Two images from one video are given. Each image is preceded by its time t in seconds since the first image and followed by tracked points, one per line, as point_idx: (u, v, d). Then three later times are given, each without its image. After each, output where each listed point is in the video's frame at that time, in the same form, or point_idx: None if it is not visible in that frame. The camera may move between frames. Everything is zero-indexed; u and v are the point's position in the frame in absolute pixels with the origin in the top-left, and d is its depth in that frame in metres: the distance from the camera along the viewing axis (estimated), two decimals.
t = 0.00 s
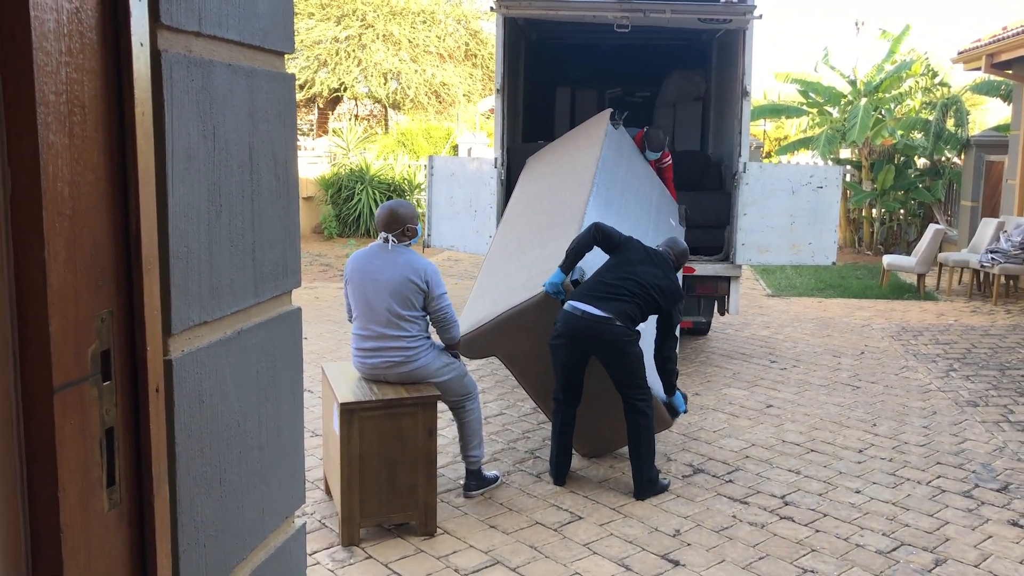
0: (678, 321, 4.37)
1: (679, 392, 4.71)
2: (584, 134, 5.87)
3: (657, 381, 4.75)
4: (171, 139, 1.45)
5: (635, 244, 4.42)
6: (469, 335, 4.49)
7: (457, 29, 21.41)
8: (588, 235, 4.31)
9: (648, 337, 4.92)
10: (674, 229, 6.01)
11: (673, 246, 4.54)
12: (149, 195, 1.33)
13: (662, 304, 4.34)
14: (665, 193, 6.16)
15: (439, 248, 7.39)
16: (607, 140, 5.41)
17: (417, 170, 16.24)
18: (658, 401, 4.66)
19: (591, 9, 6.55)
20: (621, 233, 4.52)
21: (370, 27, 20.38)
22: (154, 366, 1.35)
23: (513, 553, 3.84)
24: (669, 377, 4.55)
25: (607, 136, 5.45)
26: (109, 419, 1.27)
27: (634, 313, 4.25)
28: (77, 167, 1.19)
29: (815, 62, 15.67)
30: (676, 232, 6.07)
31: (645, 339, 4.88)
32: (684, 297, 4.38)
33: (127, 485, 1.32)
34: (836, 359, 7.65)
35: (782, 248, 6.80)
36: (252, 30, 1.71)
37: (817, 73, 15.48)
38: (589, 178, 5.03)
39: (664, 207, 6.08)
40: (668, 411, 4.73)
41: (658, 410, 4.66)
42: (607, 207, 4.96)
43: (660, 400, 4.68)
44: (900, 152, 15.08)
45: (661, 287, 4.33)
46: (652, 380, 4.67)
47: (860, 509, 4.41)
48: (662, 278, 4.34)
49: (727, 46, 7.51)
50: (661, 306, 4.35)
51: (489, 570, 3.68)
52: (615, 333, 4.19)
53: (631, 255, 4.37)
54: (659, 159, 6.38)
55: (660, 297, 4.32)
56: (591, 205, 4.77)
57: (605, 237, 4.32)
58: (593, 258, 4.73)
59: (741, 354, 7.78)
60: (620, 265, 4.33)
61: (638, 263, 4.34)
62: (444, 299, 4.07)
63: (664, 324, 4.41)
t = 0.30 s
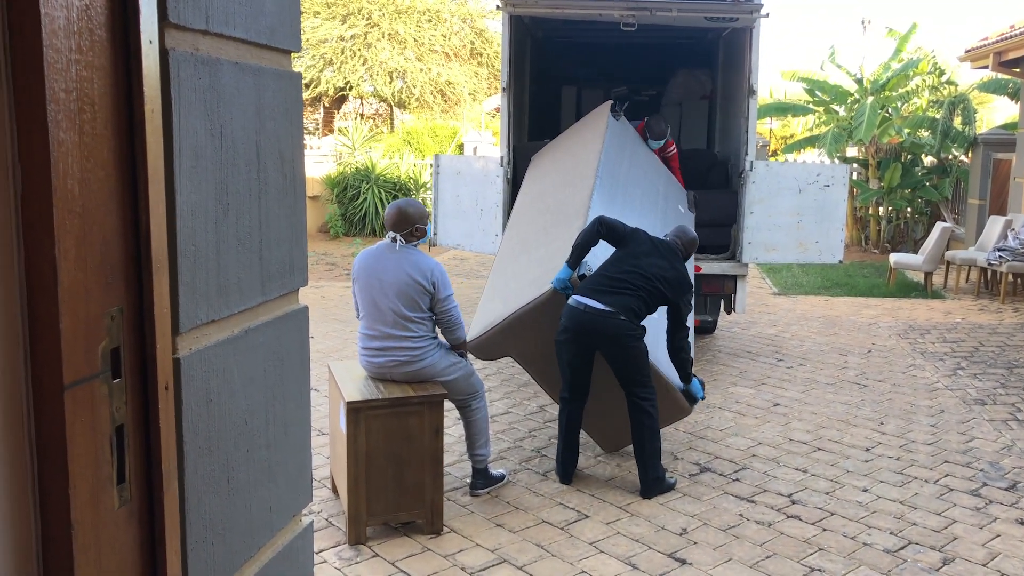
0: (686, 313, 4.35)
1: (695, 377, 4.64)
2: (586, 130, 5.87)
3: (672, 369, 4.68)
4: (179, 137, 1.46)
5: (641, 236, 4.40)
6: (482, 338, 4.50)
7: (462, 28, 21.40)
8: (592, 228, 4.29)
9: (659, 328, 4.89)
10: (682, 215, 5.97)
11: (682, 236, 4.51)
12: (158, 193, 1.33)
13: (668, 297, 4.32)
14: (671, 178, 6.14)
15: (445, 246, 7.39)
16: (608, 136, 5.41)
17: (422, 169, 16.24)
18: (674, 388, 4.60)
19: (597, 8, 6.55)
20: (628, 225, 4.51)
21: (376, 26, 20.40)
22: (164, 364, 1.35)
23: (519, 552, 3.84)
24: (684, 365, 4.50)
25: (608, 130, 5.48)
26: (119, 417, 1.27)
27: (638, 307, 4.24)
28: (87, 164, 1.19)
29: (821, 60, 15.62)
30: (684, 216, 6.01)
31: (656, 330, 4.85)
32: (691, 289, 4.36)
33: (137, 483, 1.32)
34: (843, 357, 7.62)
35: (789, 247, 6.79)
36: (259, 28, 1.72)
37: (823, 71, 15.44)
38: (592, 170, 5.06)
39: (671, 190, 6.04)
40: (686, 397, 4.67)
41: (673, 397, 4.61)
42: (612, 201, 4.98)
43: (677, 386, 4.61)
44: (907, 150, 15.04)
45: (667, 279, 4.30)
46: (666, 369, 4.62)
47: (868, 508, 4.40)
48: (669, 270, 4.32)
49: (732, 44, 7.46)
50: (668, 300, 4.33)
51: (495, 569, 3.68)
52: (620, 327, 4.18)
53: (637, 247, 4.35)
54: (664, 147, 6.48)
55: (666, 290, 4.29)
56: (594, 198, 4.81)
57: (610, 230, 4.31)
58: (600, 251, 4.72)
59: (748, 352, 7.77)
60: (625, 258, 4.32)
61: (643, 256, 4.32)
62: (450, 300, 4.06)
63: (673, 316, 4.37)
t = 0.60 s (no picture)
0: (697, 298, 4.32)
1: (720, 355, 4.53)
2: (586, 118, 5.84)
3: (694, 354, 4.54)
4: (185, 138, 1.46)
5: (643, 226, 4.39)
6: (501, 344, 4.54)
7: (466, 27, 21.40)
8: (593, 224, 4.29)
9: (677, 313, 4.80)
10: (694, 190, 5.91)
11: (686, 218, 4.48)
12: (165, 193, 1.34)
13: (676, 284, 4.31)
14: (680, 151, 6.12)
15: (449, 246, 7.38)
16: (607, 122, 5.38)
17: (426, 168, 16.27)
18: (698, 369, 4.50)
19: (600, 7, 6.54)
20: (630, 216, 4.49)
21: (379, 26, 20.41)
22: (171, 365, 1.35)
23: (523, 552, 3.84)
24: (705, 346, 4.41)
25: (606, 113, 5.46)
26: (126, 418, 1.28)
27: (646, 300, 4.24)
28: (94, 165, 1.19)
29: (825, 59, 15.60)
30: (696, 191, 5.96)
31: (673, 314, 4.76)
32: (700, 273, 4.33)
33: (143, 483, 1.33)
34: (847, 357, 7.62)
35: (793, 246, 6.79)
36: (264, 29, 1.72)
37: (827, 70, 15.41)
38: (593, 158, 5.07)
39: (682, 163, 6.04)
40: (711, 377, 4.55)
41: (699, 378, 4.50)
42: (615, 187, 4.98)
43: (701, 367, 4.51)
44: (911, 149, 15.01)
45: (673, 267, 4.28)
46: (687, 351, 4.52)
47: (872, 508, 4.39)
48: (675, 257, 4.30)
49: (736, 42, 7.43)
50: (676, 287, 4.31)
51: (500, 568, 3.69)
52: (628, 322, 4.19)
53: (640, 238, 4.34)
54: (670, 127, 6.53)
55: (673, 278, 4.28)
56: (597, 189, 4.82)
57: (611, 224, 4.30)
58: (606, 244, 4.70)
59: (752, 352, 7.76)
60: (629, 251, 4.31)
61: (647, 246, 4.31)
62: (456, 300, 4.07)
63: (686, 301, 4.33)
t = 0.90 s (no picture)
0: (704, 280, 4.27)
1: (738, 330, 4.41)
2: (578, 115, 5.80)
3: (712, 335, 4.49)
4: (183, 137, 1.46)
5: (640, 218, 4.38)
6: (517, 356, 4.74)
7: (465, 28, 21.42)
8: (589, 224, 4.31)
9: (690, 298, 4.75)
10: (700, 167, 5.90)
11: (684, 200, 4.43)
12: (163, 193, 1.34)
13: (681, 273, 4.28)
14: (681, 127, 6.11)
15: (448, 246, 7.37)
16: (597, 116, 5.31)
17: (425, 170, 16.27)
18: (716, 347, 4.43)
19: (601, 9, 6.54)
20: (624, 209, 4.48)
21: (379, 27, 20.41)
22: (168, 366, 1.35)
23: (522, 553, 3.84)
24: (720, 326, 4.33)
25: (597, 108, 5.39)
26: (123, 419, 1.27)
27: (652, 295, 4.24)
28: (92, 165, 1.19)
29: (825, 62, 15.61)
30: (702, 170, 5.90)
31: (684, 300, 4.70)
32: (704, 255, 4.29)
33: (140, 485, 1.32)
34: (846, 359, 7.62)
35: (792, 248, 6.79)
36: (264, 29, 1.72)
37: (827, 73, 15.42)
38: (587, 156, 5.05)
39: (684, 143, 6.00)
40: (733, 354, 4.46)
41: (719, 356, 4.44)
42: (612, 180, 4.95)
43: (719, 345, 4.44)
44: (911, 151, 15.02)
45: (676, 256, 4.26)
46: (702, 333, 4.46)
47: (871, 509, 4.39)
48: (676, 246, 4.28)
49: (737, 44, 7.42)
50: (680, 276, 4.28)
51: (498, 570, 3.68)
52: (637, 321, 4.20)
53: (639, 231, 4.34)
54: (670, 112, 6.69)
55: (677, 266, 4.26)
56: (591, 187, 4.79)
57: (607, 221, 4.31)
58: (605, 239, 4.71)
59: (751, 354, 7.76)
60: (630, 246, 4.31)
61: (646, 239, 4.30)
62: (454, 301, 4.07)
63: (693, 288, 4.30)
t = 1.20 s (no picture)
0: (701, 266, 4.27)
1: (744, 312, 4.35)
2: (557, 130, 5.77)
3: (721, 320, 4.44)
4: (172, 136, 1.45)
5: (627, 217, 4.39)
6: (530, 378, 4.70)
7: (458, 27, 21.42)
8: (576, 235, 4.31)
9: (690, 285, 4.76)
10: (685, 161, 5.88)
11: (668, 189, 4.42)
12: (151, 193, 1.33)
13: (677, 264, 4.30)
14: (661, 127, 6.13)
15: (441, 246, 7.38)
16: (574, 131, 5.28)
17: (418, 169, 16.27)
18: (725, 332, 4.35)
19: (593, 9, 6.54)
20: (608, 210, 4.48)
21: (372, 26, 20.39)
22: (156, 367, 1.35)
23: (514, 552, 3.84)
24: (724, 309, 4.29)
25: (573, 122, 5.36)
26: (110, 421, 1.27)
27: (652, 294, 4.26)
28: (78, 166, 1.19)
29: (817, 61, 15.64)
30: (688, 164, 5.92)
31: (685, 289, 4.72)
32: (697, 241, 4.30)
33: (128, 487, 1.32)
34: (839, 357, 7.64)
35: (785, 248, 6.80)
36: (254, 29, 1.71)
37: (819, 72, 15.46)
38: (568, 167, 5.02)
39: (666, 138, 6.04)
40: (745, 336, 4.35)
41: (729, 342, 4.33)
42: (596, 189, 4.93)
43: (729, 330, 4.36)
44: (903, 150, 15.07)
45: (669, 250, 4.28)
46: (710, 321, 4.42)
47: (863, 507, 4.41)
48: (667, 238, 4.30)
49: (730, 43, 7.44)
50: (677, 267, 4.31)
51: (491, 569, 3.68)
52: (641, 323, 4.24)
53: (629, 230, 4.35)
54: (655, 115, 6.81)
55: (673, 259, 4.28)
56: (576, 196, 4.77)
57: (594, 227, 4.30)
58: (597, 244, 4.71)
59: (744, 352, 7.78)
60: (623, 248, 4.32)
61: (637, 236, 4.32)
62: (445, 301, 4.07)
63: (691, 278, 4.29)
